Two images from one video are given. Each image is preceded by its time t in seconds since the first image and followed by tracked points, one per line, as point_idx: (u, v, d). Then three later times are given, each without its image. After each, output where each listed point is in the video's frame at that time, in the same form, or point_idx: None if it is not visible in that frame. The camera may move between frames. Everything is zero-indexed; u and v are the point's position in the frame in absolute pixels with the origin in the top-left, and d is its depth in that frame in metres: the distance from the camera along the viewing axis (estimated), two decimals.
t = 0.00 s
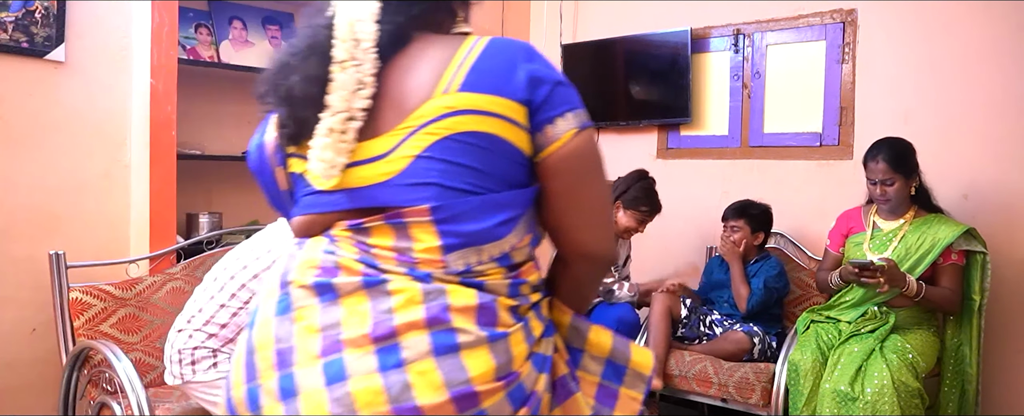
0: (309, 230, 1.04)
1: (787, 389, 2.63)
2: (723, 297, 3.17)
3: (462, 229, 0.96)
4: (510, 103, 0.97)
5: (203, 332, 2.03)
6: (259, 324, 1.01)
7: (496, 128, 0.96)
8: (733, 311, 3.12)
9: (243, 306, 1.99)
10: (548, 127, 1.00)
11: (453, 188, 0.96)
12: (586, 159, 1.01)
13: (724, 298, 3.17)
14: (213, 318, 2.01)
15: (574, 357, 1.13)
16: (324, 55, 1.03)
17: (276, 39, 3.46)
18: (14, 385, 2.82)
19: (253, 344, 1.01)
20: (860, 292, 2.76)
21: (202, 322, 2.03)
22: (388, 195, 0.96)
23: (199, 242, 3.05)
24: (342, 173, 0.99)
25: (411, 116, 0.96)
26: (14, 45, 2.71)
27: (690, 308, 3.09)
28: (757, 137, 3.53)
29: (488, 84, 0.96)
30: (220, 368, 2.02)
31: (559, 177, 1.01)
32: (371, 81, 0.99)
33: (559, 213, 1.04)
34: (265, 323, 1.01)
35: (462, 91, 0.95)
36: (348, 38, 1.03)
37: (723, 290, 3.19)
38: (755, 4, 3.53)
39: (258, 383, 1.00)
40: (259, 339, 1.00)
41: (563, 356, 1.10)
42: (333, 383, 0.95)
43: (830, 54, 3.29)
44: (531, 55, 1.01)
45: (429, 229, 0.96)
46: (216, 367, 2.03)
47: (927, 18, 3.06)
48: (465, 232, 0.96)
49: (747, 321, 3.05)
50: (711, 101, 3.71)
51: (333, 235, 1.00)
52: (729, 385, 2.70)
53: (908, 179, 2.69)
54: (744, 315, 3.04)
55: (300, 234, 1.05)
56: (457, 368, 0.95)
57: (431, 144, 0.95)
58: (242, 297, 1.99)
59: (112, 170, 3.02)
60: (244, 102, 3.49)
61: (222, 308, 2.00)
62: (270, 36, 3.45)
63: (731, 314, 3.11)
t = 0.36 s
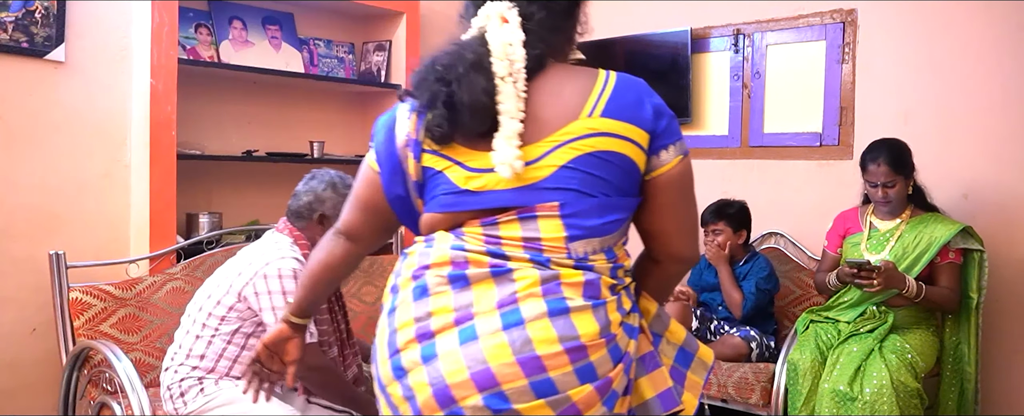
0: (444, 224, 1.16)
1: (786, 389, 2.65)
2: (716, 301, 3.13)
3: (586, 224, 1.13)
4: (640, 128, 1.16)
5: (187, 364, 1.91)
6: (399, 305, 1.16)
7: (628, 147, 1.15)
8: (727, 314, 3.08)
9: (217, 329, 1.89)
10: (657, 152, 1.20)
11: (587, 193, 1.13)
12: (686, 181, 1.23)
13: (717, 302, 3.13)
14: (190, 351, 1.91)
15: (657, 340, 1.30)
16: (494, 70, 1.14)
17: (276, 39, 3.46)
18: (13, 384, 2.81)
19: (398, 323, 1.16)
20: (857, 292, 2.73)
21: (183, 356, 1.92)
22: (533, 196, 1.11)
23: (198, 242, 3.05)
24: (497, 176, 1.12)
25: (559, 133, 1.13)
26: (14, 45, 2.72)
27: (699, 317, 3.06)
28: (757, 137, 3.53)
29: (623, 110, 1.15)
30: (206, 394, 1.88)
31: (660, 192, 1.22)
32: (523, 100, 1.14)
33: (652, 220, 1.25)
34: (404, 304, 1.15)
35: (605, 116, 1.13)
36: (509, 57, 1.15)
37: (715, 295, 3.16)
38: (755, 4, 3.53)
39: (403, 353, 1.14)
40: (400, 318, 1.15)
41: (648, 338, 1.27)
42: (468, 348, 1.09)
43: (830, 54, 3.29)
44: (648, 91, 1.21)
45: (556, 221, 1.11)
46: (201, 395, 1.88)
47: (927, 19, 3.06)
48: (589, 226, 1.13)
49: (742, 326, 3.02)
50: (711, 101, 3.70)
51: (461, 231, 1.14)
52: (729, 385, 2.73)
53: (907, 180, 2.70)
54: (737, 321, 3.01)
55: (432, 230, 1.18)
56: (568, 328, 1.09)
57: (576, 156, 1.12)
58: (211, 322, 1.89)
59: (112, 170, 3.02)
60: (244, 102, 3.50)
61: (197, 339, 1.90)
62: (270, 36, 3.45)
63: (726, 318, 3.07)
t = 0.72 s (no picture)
0: (516, 226, 1.37)
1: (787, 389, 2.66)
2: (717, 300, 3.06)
3: (639, 216, 1.30)
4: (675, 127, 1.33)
5: (176, 368, 1.92)
6: (495, 299, 1.38)
7: (666, 145, 1.32)
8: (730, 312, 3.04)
9: (191, 328, 1.91)
10: (695, 143, 1.37)
11: (636, 188, 1.30)
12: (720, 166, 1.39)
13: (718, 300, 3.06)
14: (174, 355, 1.92)
15: (714, 300, 1.46)
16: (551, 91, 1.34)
17: (276, 39, 3.47)
18: (13, 384, 2.81)
19: (494, 313, 1.38)
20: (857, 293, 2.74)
21: (169, 362, 1.93)
22: (589, 197, 1.30)
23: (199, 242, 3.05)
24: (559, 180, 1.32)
25: (607, 136, 1.31)
26: (14, 45, 2.72)
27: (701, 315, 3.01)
28: (757, 137, 3.53)
29: (656, 113, 1.32)
30: (200, 394, 1.88)
31: (699, 180, 1.39)
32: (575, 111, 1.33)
33: (694, 202, 1.41)
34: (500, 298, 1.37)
35: (643, 120, 1.31)
36: (563, 78, 1.34)
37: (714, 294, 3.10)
38: (755, 4, 3.53)
39: (501, 340, 1.36)
40: (497, 309, 1.37)
41: (706, 299, 1.43)
42: (555, 334, 1.30)
43: (830, 54, 3.29)
44: (682, 92, 1.37)
45: (613, 217, 1.29)
46: (196, 395, 1.88)
47: (927, 19, 3.06)
48: (642, 217, 1.30)
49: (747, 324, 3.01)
50: (711, 101, 3.70)
51: (537, 229, 1.34)
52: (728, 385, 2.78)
53: (908, 181, 2.70)
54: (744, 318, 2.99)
55: (508, 230, 1.39)
56: (637, 315, 1.28)
57: (621, 159, 1.30)
58: (183, 321, 1.92)
59: (113, 170, 3.01)
60: (244, 102, 3.50)
61: (178, 342, 1.92)
62: (270, 36, 3.45)
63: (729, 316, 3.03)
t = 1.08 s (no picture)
0: (582, 217, 1.47)
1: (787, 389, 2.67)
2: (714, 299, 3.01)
3: (700, 209, 1.41)
4: (723, 129, 1.44)
5: (178, 367, 1.91)
6: (573, 280, 1.45)
7: (717, 145, 1.43)
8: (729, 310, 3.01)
9: (191, 326, 1.91)
10: (740, 144, 1.47)
11: (694, 183, 1.41)
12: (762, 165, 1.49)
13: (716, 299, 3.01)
14: (176, 355, 1.91)
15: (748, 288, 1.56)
16: (607, 95, 1.44)
17: (276, 39, 3.47)
18: (13, 384, 2.81)
19: (573, 294, 1.44)
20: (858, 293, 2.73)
21: (170, 362, 1.93)
22: (654, 191, 1.41)
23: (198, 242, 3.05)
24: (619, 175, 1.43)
25: (665, 136, 1.42)
26: (14, 45, 2.72)
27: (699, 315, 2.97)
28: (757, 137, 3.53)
29: (709, 115, 1.43)
30: (205, 392, 1.87)
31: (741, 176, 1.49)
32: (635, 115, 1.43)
33: (740, 200, 1.50)
34: (578, 279, 1.44)
35: (697, 123, 1.42)
36: (620, 83, 1.45)
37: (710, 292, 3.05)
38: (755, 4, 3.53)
39: (582, 318, 1.43)
40: (575, 290, 1.44)
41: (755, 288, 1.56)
42: (642, 312, 1.38)
43: (830, 54, 3.29)
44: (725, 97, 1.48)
45: (679, 209, 1.41)
46: (201, 393, 1.87)
47: (927, 18, 3.06)
48: (704, 210, 1.42)
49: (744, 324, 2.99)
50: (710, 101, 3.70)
51: (605, 220, 1.44)
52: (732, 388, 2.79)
53: (908, 182, 2.70)
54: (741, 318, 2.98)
55: (572, 222, 1.49)
56: (715, 295, 1.40)
57: (678, 157, 1.41)
58: (182, 322, 1.91)
59: (113, 170, 3.01)
60: (244, 102, 3.50)
61: (179, 341, 1.92)
62: (270, 36, 3.45)
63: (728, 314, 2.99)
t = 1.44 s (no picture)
0: (645, 211, 1.56)
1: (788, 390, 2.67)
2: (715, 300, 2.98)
3: (753, 208, 1.58)
4: (774, 143, 1.62)
5: (177, 372, 1.91)
6: (637, 273, 1.54)
7: (769, 156, 1.60)
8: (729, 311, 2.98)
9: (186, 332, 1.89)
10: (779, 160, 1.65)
11: (752, 187, 1.58)
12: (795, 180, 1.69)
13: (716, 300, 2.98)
14: (174, 361, 1.90)
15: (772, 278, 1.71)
16: (683, 98, 1.54)
17: (276, 39, 3.47)
18: (13, 384, 2.81)
19: (639, 287, 1.54)
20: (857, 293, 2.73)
21: (169, 367, 1.91)
22: (719, 188, 1.54)
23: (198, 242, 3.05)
24: (692, 173, 1.54)
25: (731, 143, 1.56)
26: (14, 45, 2.72)
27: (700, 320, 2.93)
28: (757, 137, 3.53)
29: (767, 130, 1.60)
30: (202, 398, 1.87)
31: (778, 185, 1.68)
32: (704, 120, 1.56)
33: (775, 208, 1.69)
34: (643, 273, 1.54)
35: (757, 134, 1.58)
36: (688, 88, 1.55)
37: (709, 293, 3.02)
38: (755, 4, 3.54)
39: (652, 308, 1.53)
40: (642, 283, 1.54)
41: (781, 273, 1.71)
42: (711, 296, 1.50)
43: (830, 54, 3.29)
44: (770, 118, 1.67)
45: (737, 207, 1.56)
46: (197, 400, 1.87)
47: (927, 18, 3.06)
48: (756, 209, 1.58)
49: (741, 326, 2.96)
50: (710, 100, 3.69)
51: (665, 215, 1.55)
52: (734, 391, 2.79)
53: (907, 182, 2.70)
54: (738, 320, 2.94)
55: (635, 214, 1.57)
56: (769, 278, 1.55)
57: (741, 162, 1.56)
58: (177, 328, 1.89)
59: (113, 170, 3.01)
60: (244, 101, 3.50)
61: (176, 347, 1.90)
62: (270, 36, 3.45)
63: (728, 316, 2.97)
